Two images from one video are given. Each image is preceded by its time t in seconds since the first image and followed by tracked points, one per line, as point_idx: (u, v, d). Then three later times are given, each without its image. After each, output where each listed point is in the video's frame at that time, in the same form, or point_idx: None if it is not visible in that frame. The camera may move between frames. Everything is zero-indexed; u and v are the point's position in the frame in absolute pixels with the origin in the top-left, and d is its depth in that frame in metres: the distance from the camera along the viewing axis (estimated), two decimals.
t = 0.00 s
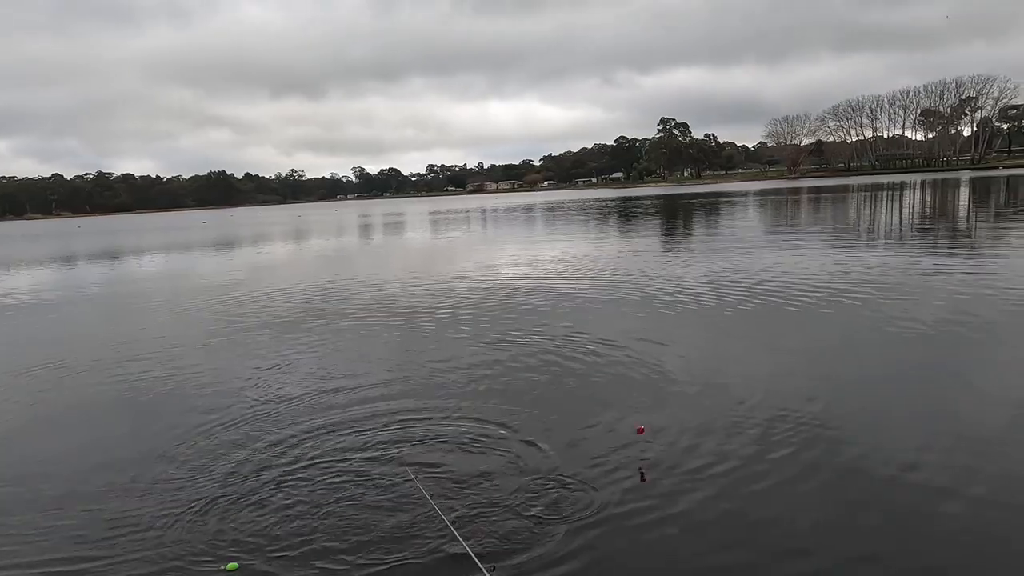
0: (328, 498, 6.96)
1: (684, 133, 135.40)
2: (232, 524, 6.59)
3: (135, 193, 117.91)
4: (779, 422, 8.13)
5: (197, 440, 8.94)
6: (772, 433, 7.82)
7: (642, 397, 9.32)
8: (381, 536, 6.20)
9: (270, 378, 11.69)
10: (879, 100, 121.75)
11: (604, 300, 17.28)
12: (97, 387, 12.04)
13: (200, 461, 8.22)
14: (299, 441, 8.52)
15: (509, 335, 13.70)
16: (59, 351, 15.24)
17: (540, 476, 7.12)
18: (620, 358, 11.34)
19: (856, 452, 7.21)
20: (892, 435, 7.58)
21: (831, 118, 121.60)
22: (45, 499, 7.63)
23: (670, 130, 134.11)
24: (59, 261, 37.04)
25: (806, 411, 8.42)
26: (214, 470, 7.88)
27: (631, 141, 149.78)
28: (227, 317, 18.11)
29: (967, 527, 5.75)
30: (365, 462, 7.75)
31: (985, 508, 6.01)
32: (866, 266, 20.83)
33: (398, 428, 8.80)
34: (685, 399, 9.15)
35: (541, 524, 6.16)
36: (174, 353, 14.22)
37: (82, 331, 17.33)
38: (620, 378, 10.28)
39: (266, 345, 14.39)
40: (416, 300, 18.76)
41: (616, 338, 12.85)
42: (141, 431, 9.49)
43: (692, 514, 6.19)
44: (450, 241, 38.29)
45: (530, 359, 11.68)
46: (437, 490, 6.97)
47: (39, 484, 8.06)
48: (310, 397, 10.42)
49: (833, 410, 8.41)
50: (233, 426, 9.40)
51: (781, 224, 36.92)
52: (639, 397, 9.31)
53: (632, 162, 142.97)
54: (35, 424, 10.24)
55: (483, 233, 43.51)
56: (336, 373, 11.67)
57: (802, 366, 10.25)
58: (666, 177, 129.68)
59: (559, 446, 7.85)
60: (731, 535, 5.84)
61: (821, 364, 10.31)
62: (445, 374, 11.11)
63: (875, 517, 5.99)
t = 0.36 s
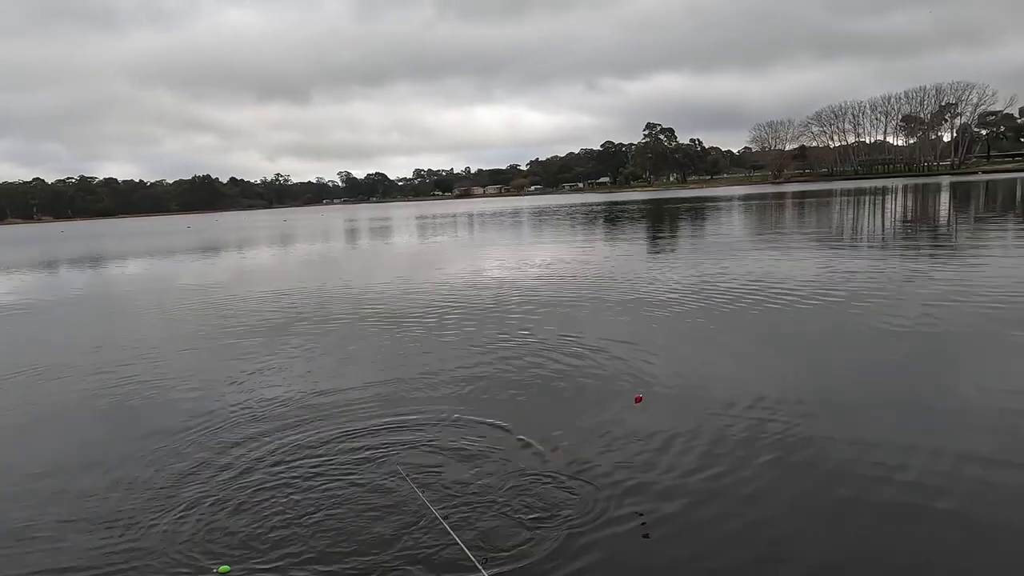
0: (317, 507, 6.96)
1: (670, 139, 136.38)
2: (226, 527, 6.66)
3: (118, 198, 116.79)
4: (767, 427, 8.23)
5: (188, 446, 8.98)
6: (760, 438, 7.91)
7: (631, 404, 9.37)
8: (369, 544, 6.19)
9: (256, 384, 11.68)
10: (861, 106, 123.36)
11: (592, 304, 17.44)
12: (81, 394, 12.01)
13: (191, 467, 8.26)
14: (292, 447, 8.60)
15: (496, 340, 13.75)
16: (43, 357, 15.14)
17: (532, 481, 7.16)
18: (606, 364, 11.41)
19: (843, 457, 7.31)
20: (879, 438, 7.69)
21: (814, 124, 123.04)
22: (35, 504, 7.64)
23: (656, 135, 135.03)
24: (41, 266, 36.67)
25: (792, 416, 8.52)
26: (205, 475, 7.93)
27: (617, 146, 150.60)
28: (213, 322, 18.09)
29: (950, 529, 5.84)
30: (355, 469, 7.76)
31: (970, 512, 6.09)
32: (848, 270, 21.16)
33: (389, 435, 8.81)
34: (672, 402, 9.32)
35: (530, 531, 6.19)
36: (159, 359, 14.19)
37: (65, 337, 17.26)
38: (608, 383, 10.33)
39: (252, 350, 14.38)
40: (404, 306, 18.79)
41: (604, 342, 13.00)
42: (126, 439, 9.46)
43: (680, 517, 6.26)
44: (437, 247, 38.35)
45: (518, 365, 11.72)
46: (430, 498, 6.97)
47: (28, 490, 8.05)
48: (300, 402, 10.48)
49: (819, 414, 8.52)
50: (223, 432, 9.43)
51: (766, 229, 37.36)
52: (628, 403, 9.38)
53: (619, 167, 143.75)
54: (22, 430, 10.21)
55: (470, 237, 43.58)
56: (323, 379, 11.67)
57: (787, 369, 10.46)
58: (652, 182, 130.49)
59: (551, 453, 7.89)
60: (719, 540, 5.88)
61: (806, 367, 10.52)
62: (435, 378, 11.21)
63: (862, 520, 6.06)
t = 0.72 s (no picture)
0: (295, 512, 6.83)
1: (651, 143, 137.22)
2: (211, 529, 6.61)
3: (93, 201, 115.02)
4: (749, 427, 8.24)
5: (169, 448, 8.91)
6: (743, 438, 7.91)
7: (615, 406, 9.34)
8: (349, 548, 6.08)
9: (234, 388, 11.52)
10: (839, 112, 125.24)
11: (575, 307, 17.54)
12: (54, 399, 11.79)
13: (174, 468, 8.20)
14: (277, 448, 8.56)
15: (478, 343, 13.70)
16: (19, 361, 14.90)
17: (515, 484, 7.09)
18: (590, 365, 11.50)
19: (826, 455, 7.33)
20: (861, 437, 7.73)
21: (792, 129, 124.61)
22: (14, 507, 7.54)
23: (638, 139, 135.87)
24: (15, 271, 36.05)
25: (774, 416, 8.54)
26: (189, 477, 7.87)
27: (599, 150, 151.34)
28: (191, 326, 17.88)
29: (933, 521, 5.93)
30: (339, 472, 7.71)
31: (949, 504, 6.18)
32: (828, 273, 21.45)
33: (370, 439, 8.69)
34: (657, 401, 9.42)
35: (513, 533, 6.12)
36: (135, 364, 13.99)
37: (39, 342, 16.97)
38: (591, 386, 10.32)
39: (231, 354, 14.22)
40: (387, 308, 18.75)
41: (588, 343, 13.09)
42: (99, 445, 9.27)
43: (663, 517, 6.23)
44: (419, 250, 38.23)
45: (499, 367, 11.67)
46: (412, 501, 6.88)
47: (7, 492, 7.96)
48: (284, 404, 10.43)
49: (802, 412, 8.63)
50: (206, 434, 9.38)
51: (747, 233, 37.70)
52: (612, 405, 9.35)
53: (601, 171, 144.42)
54: None
55: (453, 241, 43.51)
56: (302, 383, 11.54)
57: (768, 368, 10.62)
58: (634, 186, 131.29)
59: (534, 456, 7.84)
60: (702, 539, 5.85)
61: (787, 366, 10.70)
62: (420, 380, 11.22)
63: (844, 517, 6.07)
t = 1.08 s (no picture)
0: (273, 517, 6.64)
1: (633, 144, 137.88)
2: (186, 529, 6.49)
3: (68, 200, 113.02)
4: (733, 428, 8.21)
5: (144, 448, 8.76)
6: (729, 440, 7.86)
7: (597, 404, 9.33)
8: (325, 552, 5.96)
9: (209, 390, 11.25)
10: (817, 113, 126.75)
11: (556, 306, 17.56)
12: (19, 404, 11.42)
13: (148, 469, 8.04)
14: (253, 448, 8.43)
15: (459, 342, 13.56)
16: None
17: (499, 488, 6.96)
18: (571, 363, 11.50)
19: (812, 457, 7.31)
20: (843, 438, 7.73)
21: (772, 130, 125.91)
22: None
23: (619, 140, 136.43)
24: None
25: (757, 417, 8.50)
26: (163, 477, 7.72)
27: (581, 151, 151.77)
28: (166, 327, 17.52)
29: (908, 519, 5.98)
30: (317, 472, 7.61)
31: (923, 501, 6.25)
32: (806, 272, 21.69)
33: (352, 440, 8.54)
34: (637, 399, 9.43)
35: (499, 539, 5.99)
36: (106, 366, 13.63)
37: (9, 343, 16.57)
38: (572, 385, 10.24)
39: (205, 355, 13.90)
40: (367, 308, 18.62)
41: (569, 341, 13.09)
42: (64, 449, 8.96)
43: (651, 520, 6.15)
44: (399, 250, 37.93)
45: (480, 367, 11.53)
46: (395, 506, 6.73)
47: None
48: (262, 403, 10.30)
49: (781, 411, 8.68)
50: (182, 433, 9.22)
51: (727, 232, 37.98)
52: (596, 405, 9.28)
53: (583, 171, 144.84)
54: None
55: (435, 241, 43.34)
56: (278, 384, 11.30)
57: (748, 366, 10.68)
58: (616, 186, 131.81)
59: (514, 454, 7.80)
60: (683, 541, 5.81)
61: (765, 364, 10.77)
62: (400, 379, 11.14)
63: (831, 519, 6.04)
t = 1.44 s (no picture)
0: (258, 513, 6.63)
1: (618, 137, 138.05)
2: (169, 526, 6.49)
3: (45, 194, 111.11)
4: (723, 423, 8.17)
5: (126, 444, 8.71)
6: (720, 436, 7.82)
7: (582, 397, 9.38)
8: (310, 548, 5.98)
9: (187, 388, 10.99)
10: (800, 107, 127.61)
11: (541, 299, 17.60)
12: None
13: (130, 465, 8.00)
14: (238, 444, 8.40)
15: (444, 336, 13.57)
16: None
17: (491, 487, 6.86)
18: (556, 357, 11.54)
19: (803, 453, 7.29)
20: (834, 432, 7.72)
21: (755, 124, 126.63)
22: None
23: (604, 133, 136.56)
24: None
25: (747, 412, 8.48)
26: (146, 474, 7.69)
27: (566, 144, 151.70)
28: (148, 321, 17.35)
29: (886, 509, 6.10)
30: (301, 467, 7.59)
31: (900, 492, 6.38)
32: (788, 265, 21.90)
33: (338, 439, 8.39)
34: (622, 392, 9.49)
35: (495, 541, 5.89)
36: (84, 362, 13.44)
37: None
38: (560, 380, 10.15)
39: (183, 352, 13.61)
40: (352, 302, 18.55)
41: (553, 335, 13.14)
42: (36, 450, 8.69)
43: (634, 513, 6.22)
44: (384, 244, 37.79)
45: (464, 363, 11.39)
46: (382, 506, 6.64)
47: None
48: (246, 398, 10.26)
49: (764, 402, 8.77)
50: (164, 428, 9.17)
51: (711, 226, 38.17)
52: (581, 398, 9.32)
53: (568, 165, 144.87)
54: None
55: (419, 235, 43.17)
56: (259, 381, 11.07)
57: (732, 358, 10.78)
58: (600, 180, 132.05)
59: (500, 448, 7.82)
60: (665, 534, 5.88)
61: (748, 356, 10.88)
62: (385, 373, 11.12)
63: (826, 518, 6.01)
